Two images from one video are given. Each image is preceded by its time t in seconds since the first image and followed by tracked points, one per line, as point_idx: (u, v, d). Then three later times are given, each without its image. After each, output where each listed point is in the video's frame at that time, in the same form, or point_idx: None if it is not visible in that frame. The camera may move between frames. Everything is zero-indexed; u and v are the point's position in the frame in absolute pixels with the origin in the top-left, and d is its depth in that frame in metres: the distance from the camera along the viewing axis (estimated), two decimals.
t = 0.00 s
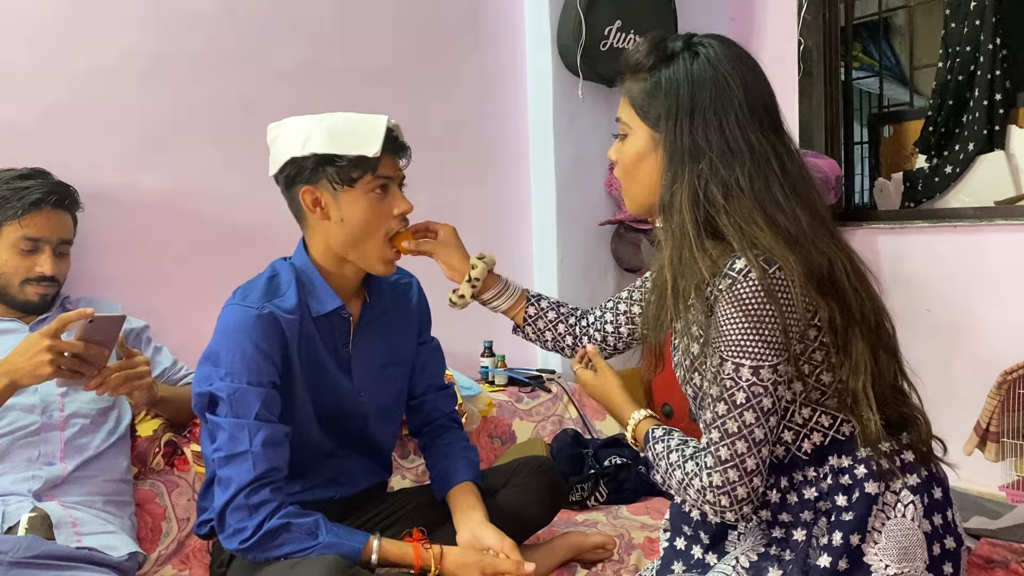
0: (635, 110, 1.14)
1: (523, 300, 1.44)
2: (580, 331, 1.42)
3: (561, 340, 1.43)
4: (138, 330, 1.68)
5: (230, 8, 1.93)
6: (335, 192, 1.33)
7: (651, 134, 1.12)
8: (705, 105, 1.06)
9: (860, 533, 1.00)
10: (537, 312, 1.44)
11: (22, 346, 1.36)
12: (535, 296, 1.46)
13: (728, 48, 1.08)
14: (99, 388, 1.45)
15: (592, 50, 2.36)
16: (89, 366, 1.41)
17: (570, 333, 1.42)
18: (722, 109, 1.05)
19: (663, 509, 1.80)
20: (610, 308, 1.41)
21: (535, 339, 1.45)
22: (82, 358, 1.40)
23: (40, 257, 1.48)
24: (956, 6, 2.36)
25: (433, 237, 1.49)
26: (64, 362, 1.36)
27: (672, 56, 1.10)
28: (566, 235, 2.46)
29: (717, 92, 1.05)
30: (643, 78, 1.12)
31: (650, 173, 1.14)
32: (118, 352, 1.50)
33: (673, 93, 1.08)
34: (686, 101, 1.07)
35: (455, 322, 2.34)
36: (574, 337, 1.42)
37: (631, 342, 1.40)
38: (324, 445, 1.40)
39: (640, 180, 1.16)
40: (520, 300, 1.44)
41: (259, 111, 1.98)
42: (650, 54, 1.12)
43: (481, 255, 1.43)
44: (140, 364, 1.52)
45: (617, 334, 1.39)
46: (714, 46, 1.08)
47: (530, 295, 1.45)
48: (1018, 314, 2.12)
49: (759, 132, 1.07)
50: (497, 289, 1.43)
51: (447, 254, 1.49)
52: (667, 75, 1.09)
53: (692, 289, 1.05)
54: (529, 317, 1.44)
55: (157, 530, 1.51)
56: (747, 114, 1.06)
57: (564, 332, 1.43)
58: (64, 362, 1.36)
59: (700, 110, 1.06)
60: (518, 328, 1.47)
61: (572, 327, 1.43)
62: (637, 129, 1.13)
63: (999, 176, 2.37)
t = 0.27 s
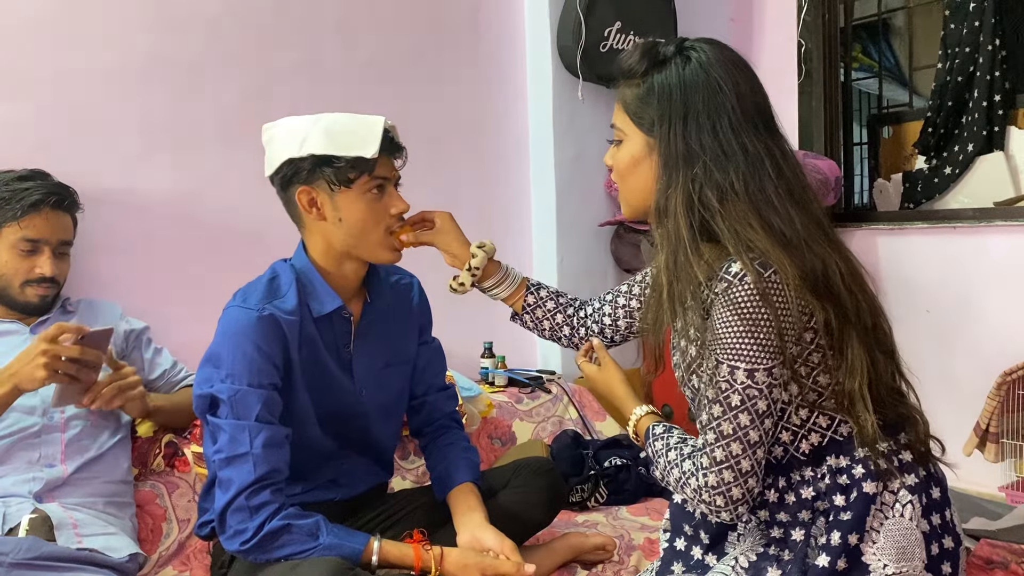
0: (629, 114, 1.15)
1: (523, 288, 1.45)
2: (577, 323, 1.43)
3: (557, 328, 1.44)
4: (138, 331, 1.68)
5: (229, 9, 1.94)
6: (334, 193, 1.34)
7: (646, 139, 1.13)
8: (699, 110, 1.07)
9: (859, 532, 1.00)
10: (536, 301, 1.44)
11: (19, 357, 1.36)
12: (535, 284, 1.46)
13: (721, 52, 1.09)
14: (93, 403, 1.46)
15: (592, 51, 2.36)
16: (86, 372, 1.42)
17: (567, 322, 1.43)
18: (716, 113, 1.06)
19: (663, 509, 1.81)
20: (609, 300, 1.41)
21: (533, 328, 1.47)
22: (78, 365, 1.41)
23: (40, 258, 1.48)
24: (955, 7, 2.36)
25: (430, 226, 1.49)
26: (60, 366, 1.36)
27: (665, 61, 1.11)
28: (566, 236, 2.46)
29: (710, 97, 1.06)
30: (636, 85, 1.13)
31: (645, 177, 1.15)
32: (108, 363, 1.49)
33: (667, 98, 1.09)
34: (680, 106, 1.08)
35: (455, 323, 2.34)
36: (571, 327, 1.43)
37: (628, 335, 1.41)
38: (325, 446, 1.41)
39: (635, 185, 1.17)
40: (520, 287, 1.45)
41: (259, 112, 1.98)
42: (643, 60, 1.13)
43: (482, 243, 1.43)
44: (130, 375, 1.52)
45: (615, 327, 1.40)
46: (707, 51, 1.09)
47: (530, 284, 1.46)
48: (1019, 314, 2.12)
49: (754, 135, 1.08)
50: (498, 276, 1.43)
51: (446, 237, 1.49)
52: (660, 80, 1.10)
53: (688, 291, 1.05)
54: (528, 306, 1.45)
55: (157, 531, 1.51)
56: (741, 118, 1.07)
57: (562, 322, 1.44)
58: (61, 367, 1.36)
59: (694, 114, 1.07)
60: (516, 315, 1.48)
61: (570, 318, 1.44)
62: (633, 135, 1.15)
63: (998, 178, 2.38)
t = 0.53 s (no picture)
0: (637, 107, 1.14)
1: (522, 286, 1.45)
2: (576, 322, 1.42)
3: (557, 329, 1.43)
4: (138, 330, 1.68)
5: (229, 9, 1.94)
6: (320, 191, 1.34)
7: (655, 132, 1.12)
8: (710, 105, 1.06)
9: (857, 529, 1.00)
10: (535, 299, 1.44)
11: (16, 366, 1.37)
12: (535, 284, 1.46)
13: (732, 47, 1.08)
14: (88, 407, 1.47)
15: (591, 51, 2.36)
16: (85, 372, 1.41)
17: (567, 323, 1.43)
18: (727, 108, 1.06)
19: (662, 509, 1.81)
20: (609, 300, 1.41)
21: (532, 328, 1.46)
22: (77, 365, 1.39)
23: (38, 258, 1.48)
24: (954, 7, 2.36)
25: (434, 221, 1.51)
26: (56, 367, 1.36)
27: (678, 54, 1.10)
28: (566, 236, 2.47)
29: (722, 91, 1.06)
30: (648, 76, 1.13)
31: (653, 170, 1.15)
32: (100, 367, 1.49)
33: (677, 91, 1.08)
34: (691, 100, 1.07)
35: (454, 323, 2.34)
36: (570, 327, 1.43)
37: (628, 335, 1.41)
38: (324, 445, 1.41)
39: (642, 177, 1.17)
40: (520, 286, 1.45)
41: (258, 111, 1.98)
42: (654, 53, 1.12)
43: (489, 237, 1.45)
44: (122, 375, 1.51)
45: (616, 326, 1.39)
46: (720, 45, 1.08)
47: (531, 282, 1.46)
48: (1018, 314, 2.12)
49: (764, 131, 1.08)
50: (498, 271, 1.44)
51: (447, 238, 1.51)
52: (672, 72, 1.09)
53: (694, 285, 1.05)
54: (528, 303, 1.45)
55: (156, 531, 1.51)
56: (752, 113, 1.07)
57: (560, 321, 1.43)
58: (58, 368, 1.36)
59: (706, 108, 1.06)
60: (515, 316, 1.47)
61: (568, 317, 1.43)
62: (641, 127, 1.14)
63: (998, 178, 2.37)
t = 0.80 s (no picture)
0: (649, 105, 1.14)
1: (532, 294, 1.46)
2: (586, 329, 1.42)
3: (567, 337, 1.44)
4: (138, 330, 1.68)
5: (227, 8, 1.93)
6: (310, 192, 1.34)
7: (666, 131, 1.13)
8: (724, 107, 1.06)
9: (861, 531, 1.01)
10: (545, 305, 1.45)
11: (16, 363, 1.37)
12: (544, 292, 1.47)
13: (747, 50, 1.09)
14: (87, 407, 1.46)
15: (590, 51, 2.36)
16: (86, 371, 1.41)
17: (576, 331, 1.43)
18: (739, 110, 1.06)
19: (660, 508, 1.81)
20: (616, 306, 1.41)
21: (541, 335, 1.46)
22: (77, 364, 1.39)
23: (37, 258, 1.48)
24: (952, 7, 2.37)
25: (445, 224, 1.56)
26: (56, 367, 1.35)
27: (693, 55, 1.10)
28: (565, 235, 2.47)
29: (735, 93, 1.06)
30: (661, 75, 1.13)
31: (662, 168, 1.16)
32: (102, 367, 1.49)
33: (690, 92, 1.09)
34: (703, 101, 1.07)
35: (453, 323, 2.33)
36: (579, 333, 1.43)
37: (635, 341, 1.40)
38: (322, 445, 1.40)
39: (651, 176, 1.17)
40: (529, 293, 1.46)
41: (257, 111, 1.98)
42: (668, 53, 1.13)
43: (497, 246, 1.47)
44: (124, 378, 1.51)
45: (623, 330, 1.39)
46: (734, 48, 1.09)
47: (540, 290, 1.47)
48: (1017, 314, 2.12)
49: (774, 135, 1.08)
50: (508, 278, 1.46)
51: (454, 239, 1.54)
52: (686, 73, 1.10)
53: (700, 284, 1.05)
54: (536, 310, 1.45)
55: (155, 531, 1.51)
56: (765, 118, 1.07)
57: (570, 328, 1.43)
58: (58, 367, 1.36)
59: (718, 109, 1.06)
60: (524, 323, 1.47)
61: (577, 324, 1.43)
62: (650, 125, 1.15)
63: (996, 179, 2.36)
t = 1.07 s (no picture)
0: (644, 101, 1.14)
1: (536, 292, 1.46)
2: (593, 324, 1.43)
3: (574, 334, 1.44)
4: (133, 331, 1.67)
5: (225, 8, 1.93)
6: (297, 195, 1.35)
7: (661, 129, 1.12)
8: (719, 107, 1.06)
9: (855, 529, 1.01)
10: (550, 304, 1.45)
11: (16, 354, 1.36)
12: (550, 288, 1.47)
13: (744, 51, 1.09)
14: (87, 402, 1.46)
15: (588, 50, 2.36)
16: (88, 366, 1.42)
17: (582, 327, 1.43)
18: (737, 111, 1.06)
19: (659, 507, 1.81)
20: (620, 303, 1.41)
21: (547, 332, 1.46)
22: (80, 360, 1.40)
23: (35, 258, 1.48)
24: (951, 6, 2.36)
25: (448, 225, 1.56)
26: (59, 365, 1.36)
27: (689, 54, 1.11)
28: (564, 235, 2.47)
29: (732, 93, 1.06)
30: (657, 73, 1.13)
31: (658, 168, 1.14)
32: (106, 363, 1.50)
33: (686, 91, 1.08)
34: (699, 99, 1.07)
35: (451, 322, 2.33)
36: (585, 330, 1.43)
37: (641, 336, 1.40)
38: (319, 443, 1.40)
39: (645, 174, 1.16)
40: (535, 291, 1.46)
41: (255, 111, 1.98)
42: (667, 50, 1.13)
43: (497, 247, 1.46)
44: (126, 376, 1.52)
45: (627, 327, 1.39)
46: (730, 47, 1.09)
47: (546, 287, 1.47)
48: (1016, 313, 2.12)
49: (770, 137, 1.07)
50: (512, 276, 1.46)
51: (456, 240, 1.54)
52: (682, 71, 1.10)
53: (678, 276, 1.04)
54: (541, 309, 1.45)
55: (153, 531, 1.51)
56: (760, 118, 1.07)
57: (576, 325, 1.43)
58: (60, 365, 1.36)
59: (712, 108, 1.06)
60: (530, 321, 1.47)
61: (583, 320, 1.43)
62: (645, 121, 1.14)
63: (994, 177, 2.36)
